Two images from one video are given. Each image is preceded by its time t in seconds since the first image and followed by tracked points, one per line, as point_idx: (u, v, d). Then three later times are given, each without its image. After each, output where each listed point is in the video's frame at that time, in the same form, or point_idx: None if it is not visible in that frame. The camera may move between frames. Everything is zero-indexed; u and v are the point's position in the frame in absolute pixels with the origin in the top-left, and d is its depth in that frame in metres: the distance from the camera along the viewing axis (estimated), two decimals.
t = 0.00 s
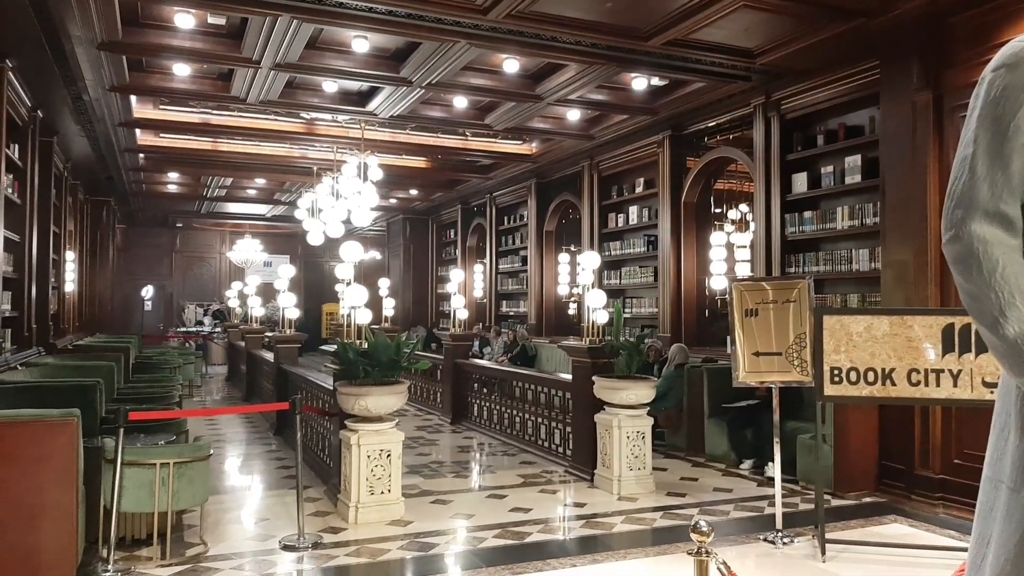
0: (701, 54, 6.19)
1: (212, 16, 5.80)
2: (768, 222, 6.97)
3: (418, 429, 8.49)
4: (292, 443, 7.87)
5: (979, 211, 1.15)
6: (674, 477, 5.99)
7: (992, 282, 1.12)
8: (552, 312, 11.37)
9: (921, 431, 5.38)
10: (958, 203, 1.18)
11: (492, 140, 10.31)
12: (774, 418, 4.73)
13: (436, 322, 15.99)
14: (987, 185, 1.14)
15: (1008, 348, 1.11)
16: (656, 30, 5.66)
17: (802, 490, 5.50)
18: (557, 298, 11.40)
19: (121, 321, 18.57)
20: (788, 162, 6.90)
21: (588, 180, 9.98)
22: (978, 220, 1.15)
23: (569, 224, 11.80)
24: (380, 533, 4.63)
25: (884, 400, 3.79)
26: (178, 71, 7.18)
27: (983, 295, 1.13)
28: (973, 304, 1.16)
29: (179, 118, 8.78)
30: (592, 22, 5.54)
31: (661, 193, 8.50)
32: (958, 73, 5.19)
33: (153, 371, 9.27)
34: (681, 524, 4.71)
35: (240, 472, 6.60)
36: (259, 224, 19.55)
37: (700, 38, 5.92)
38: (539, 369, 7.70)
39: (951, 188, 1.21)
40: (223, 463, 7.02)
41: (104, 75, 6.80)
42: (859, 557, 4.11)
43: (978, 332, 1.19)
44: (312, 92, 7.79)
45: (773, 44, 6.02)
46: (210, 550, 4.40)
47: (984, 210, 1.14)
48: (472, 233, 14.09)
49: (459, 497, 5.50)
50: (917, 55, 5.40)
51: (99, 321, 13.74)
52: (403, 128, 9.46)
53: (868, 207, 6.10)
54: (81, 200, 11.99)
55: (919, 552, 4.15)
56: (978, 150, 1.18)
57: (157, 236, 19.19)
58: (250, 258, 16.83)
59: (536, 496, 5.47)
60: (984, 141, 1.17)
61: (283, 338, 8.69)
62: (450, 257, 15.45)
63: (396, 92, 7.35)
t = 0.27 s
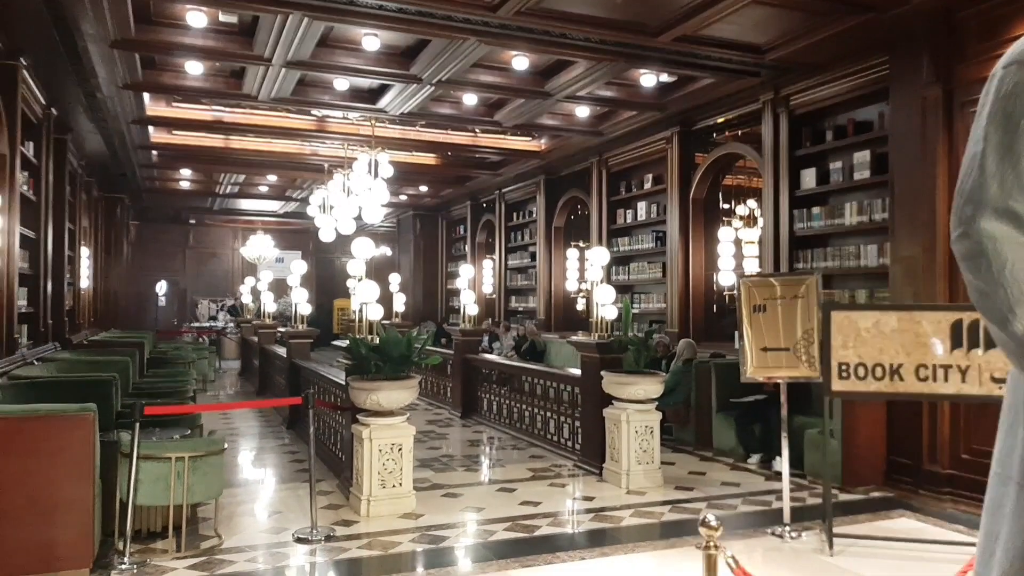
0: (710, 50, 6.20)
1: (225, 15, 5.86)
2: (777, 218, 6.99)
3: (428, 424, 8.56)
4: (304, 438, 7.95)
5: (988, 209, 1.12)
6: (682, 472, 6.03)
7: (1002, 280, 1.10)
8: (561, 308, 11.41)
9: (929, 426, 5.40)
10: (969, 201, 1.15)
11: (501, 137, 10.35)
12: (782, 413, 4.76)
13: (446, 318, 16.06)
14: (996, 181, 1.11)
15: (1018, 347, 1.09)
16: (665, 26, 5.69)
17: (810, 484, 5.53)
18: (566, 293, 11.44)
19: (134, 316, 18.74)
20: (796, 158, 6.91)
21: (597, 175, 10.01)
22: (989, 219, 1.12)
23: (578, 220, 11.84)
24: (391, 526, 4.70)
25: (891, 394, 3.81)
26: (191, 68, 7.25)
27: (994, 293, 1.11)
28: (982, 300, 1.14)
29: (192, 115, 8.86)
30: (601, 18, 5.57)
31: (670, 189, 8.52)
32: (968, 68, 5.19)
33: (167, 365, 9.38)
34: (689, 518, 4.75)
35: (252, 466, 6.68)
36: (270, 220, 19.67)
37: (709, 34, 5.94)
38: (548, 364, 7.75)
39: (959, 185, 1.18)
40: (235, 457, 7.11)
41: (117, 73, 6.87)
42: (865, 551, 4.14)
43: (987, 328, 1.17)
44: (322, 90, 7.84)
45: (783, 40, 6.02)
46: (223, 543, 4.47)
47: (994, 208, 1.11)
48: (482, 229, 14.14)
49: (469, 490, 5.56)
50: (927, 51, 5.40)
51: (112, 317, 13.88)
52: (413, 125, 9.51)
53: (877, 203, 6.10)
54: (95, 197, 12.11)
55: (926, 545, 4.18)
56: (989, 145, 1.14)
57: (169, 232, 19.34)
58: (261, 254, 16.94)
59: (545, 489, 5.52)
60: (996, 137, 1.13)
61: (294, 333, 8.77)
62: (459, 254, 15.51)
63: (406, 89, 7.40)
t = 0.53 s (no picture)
0: (722, 46, 6.14)
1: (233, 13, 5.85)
2: (789, 215, 6.92)
3: (438, 423, 8.54)
4: (313, 436, 7.94)
5: (1004, 210, 1.09)
6: (694, 472, 5.97)
7: (1017, 280, 1.06)
8: (571, 306, 11.37)
9: (944, 426, 5.33)
10: (985, 199, 1.11)
11: (510, 134, 10.31)
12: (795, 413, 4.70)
13: (454, 316, 16.04)
14: (1014, 178, 1.07)
15: None
16: (676, 22, 5.63)
17: (824, 484, 5.47)
18: (576, 291, 11.39)
19: (144, 314, 18.81)
20: (809, 154, 6.84)
21: (607, 173, 9.95)
22: (1005, 217, 1.08)
23: (588, 217, 11.78)
24: (400, 526, 4.67)
25: (906, 394, 3.75)
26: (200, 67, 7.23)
27: (1010, 293, 1.08)
28: (997, 300, 1.11)
29: (201, 114, 8.86)
30: (612, 15, 5.52)
31: (680, 186, 8.45)
32: (984, 63, 5.11)
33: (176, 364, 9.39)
34: (700, 519, 4.70)
35: (261, 465, 6.67)
36: (279, 218, 19.71)
37: (721, 30, 5.88)
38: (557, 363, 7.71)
39: (974, 182, 1.14)
40: (245, 455, 7.10)
41: (126, 72, 6.87)
42: (881, 552, 4.09)
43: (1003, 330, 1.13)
44: (331, 87, 7.82)
45: (795, 36, 5.96)
46: (233, 542, 4.46)
47: (1009, 206, 1.08)
48: (490, 227, 14.11)
49: (479, 490, 5.53)
50: (941, 46, 5.33)
51: (122, 315, 13.92)
52: (422, 122, 9.48)
53: (891, 200, 6.03)
54: (105, 195, 12.14)
55: (942, 547, 4.12)
56: (1003, 142, 1.10)
57: (179, 230, 19.40)
58: (271, 252, 16.95)
59: (555, 489, 5.48)
60: (1010, 134, 1.09)
61: (303, 331, 8.76)
62: (468, 251, 15.48)
63: (415, 86, 7.37)
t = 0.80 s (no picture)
0: (734, 43, 6.12)
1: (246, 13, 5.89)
2: (802, 213, 6.89)
3: (450, 421, 8.57)
4: (325, 434, 7.99)
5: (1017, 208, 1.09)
6: (706, 471, 5.96)
7: None
8: (583, 304, 11.37)
9: (959, 425, 5.29)
10: (999, 196, 1.11)
11: (522, 133, 10.32)
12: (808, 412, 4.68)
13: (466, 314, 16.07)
14: None
15: None
16: (688, 20, 5.62)
17: (837, 484, 5.45)
18: (587, 290, 11.38)
19: (159, 312, 18.97)
20: (822, 152, 6.80)
21: (619, 171, 9.94)
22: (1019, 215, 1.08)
23: (599, 216, 11.77)
24: (413, 524, 4.70)
25: (920, 393, 3.73)
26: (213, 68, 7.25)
27: None
28: (1012, 299, 1.10)
29: (214, 113, 8.92)
30: (624, 12, 5.52)
31: (693, 184, 8.43)
32: (999, 60, 5.07)
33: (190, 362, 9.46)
34: (712, 518, 4.70)
35: (275, 462, 6.72)
36: (292, 217, 19.81)
37: (733, 28, 5.86)
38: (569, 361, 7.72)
39: (988, 180, 1.14)
40: (258, 453, 7.15)
41: (141, 72, 6.93)
42: (895, 552, 4.07)
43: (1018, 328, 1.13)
44: (343, 87, 7.86)
45: (808, 33, 5.93)
46: (247, 539, 4.49)
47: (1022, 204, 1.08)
48: (502, 225, 14.12)
49: (491, 488, 5.54)
50: (956, 41, 5.29)
51: (137, 313, 14.04)
52: (433, 121, 9.50)
53: (905, 198, 5.99)
54: (120, 194, 12.25)
55: (957, 547, 4.10)
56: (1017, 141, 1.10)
57: (192, 229, 19.54)
58: (284, 251, 17.04)
59: (567, 487, 5.49)
60: None
61: (315, 330, 8.80)
62: (480, 250, 15.50)
63: (427, 85, 7.39)
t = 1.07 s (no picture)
0: (737, 42, 6.11)
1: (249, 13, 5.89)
2: (805, 212, 6.88)
3: (453, 421, 8.57)
4: (328, 434, 7.99)
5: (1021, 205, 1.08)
6: (708, 471, 5.95)
7: None
8: (585, 304, 11.36)
9: (962, 424, 5.28)
10: (1004, 194, 1.10)
11: (524, 132, 10.32)
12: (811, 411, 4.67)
13: (469, 314, 16.08)
14: None
15: None
16: (691, 19, 5.61)
17: (840, 483, 5.44)
18: (590, 289, 11.38)
19: (162, 312, 19.01)
20: (825, 151, 6.79)
21: (621, 171, 9.93)
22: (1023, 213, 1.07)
23: (602, 215, 11.76)
24: (415, 523, 4.70)
25: (923, 392, 3.72)
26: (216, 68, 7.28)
27: None
28: (1013, 298, 1.09)
29: (217, 113, 8.94)
30: (627, 12, 5.51)
31: (696, 183, 8.42)
32: (1003, 58, 5.05)
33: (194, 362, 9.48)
34: (715, 517, 4.69)
35: (277, 463, 6.73)
36: (295, 217, 19.83)
37: (736, 27, 5.85)
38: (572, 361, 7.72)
39: (992, 178, 1.13)
40: (261, 453, 7.16)
41: (144, 72, 6.94)
42: (899, 552, 4.06)
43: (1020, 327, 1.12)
44: (346, 87, 7.86)
45: (812, 31, 5.91)
46: (250, 538, 4.50)
47: None
48: (505, 225, 14.12)
49: (493, 487, 5.55)
50: (960, 40, 5.28)
51: (140, 313, 14.06)
52: (436, 121, 9.50)
53: (908, 196, 5.97)
54: (123, 195, 12.28)
55: (961, 547, 4.09)
56: (1020, 139, 1.09)
57: (196, 229, 19.57)
58: (287, 251, 17.05)
59: (570, 487, 5.49)
60: None
61: (318, 330, 8.81)
62: (482, 250, 15.50)
63: (430, 85, 7.39)
